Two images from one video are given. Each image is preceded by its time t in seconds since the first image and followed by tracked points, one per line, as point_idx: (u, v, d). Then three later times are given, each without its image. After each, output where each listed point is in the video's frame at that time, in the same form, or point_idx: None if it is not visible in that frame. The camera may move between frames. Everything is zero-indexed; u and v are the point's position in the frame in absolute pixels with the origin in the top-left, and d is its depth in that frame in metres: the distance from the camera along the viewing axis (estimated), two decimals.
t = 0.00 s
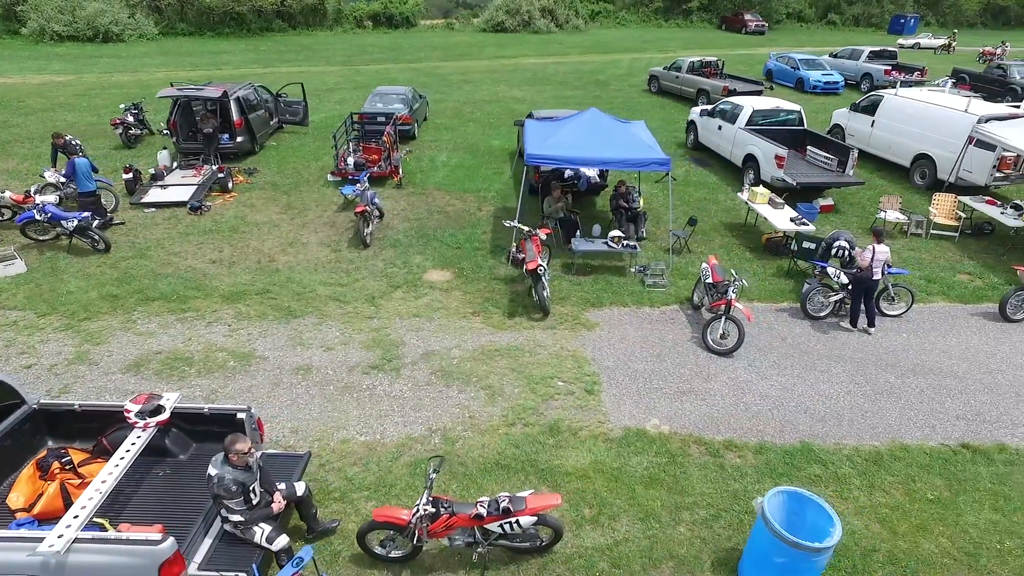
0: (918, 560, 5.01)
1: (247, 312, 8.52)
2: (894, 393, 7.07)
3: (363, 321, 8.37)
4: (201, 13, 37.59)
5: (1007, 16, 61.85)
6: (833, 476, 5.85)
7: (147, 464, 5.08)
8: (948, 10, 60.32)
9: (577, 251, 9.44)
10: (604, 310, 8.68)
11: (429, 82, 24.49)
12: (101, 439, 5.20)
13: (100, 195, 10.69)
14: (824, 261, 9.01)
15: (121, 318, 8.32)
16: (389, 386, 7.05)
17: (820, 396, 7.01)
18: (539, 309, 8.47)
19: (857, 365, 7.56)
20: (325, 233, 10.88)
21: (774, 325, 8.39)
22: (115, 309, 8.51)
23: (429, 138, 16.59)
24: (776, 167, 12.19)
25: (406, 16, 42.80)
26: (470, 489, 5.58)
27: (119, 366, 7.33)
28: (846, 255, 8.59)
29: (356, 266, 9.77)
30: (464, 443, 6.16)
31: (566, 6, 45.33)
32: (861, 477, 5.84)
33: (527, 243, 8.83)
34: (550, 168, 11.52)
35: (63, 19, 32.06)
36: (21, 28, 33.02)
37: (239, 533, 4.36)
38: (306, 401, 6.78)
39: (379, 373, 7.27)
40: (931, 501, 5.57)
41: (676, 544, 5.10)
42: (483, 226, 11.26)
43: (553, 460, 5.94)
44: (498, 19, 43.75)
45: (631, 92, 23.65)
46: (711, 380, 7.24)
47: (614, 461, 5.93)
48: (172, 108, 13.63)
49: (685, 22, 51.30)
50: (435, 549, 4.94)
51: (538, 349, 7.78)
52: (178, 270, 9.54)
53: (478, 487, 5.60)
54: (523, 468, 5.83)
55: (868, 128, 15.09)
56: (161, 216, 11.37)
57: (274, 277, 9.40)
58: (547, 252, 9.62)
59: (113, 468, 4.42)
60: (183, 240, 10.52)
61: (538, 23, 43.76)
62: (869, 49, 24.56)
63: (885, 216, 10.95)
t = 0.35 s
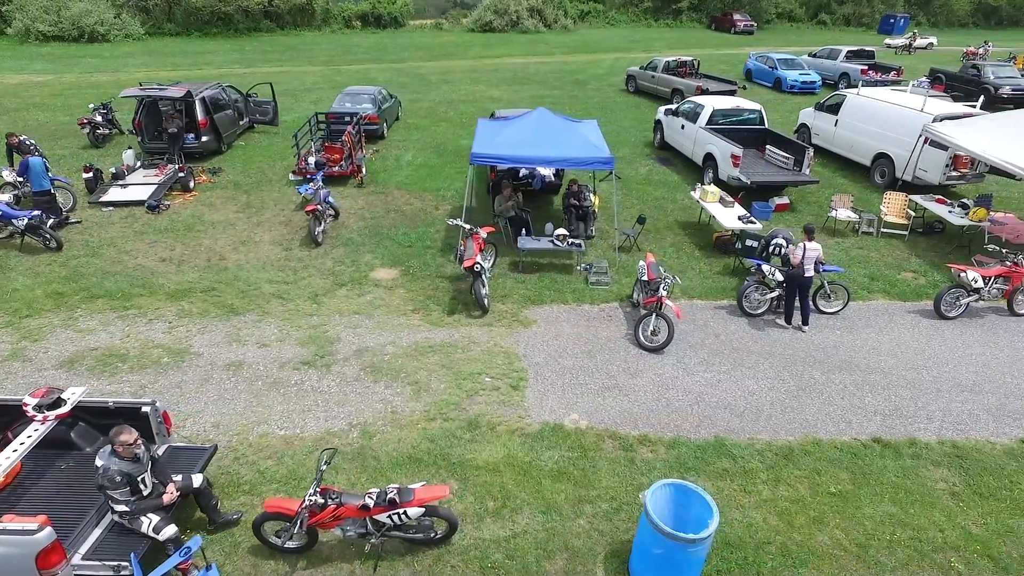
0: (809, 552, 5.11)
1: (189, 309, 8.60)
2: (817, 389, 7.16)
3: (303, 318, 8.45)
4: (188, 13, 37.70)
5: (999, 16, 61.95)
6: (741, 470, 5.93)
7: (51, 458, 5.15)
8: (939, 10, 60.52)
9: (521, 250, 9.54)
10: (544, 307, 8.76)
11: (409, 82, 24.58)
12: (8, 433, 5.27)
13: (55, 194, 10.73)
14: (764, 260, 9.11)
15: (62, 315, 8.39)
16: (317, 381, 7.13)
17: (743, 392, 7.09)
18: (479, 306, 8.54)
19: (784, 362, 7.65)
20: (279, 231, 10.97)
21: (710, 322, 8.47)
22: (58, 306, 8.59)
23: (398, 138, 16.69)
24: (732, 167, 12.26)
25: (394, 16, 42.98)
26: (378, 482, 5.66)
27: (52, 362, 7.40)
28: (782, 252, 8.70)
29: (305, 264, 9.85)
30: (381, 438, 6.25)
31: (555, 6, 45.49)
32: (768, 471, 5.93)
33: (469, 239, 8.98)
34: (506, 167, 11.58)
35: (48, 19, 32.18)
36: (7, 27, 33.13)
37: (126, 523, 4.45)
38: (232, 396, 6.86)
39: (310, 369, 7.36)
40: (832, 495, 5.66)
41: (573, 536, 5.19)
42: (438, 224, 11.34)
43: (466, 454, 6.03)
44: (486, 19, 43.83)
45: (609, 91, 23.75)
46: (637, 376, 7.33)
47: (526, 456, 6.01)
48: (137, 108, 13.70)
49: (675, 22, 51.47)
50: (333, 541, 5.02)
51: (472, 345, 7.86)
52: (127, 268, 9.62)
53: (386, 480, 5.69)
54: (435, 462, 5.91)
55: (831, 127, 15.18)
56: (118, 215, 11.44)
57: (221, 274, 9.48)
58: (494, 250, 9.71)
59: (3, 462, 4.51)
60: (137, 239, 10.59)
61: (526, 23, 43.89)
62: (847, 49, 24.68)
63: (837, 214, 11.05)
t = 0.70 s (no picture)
0: (701, 545, 5.20)
1: (131, 307, 8.69)
2: (740, 385, 7.25)
3: (243, 316, 8.54)
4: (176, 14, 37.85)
5: (991, 16, 62.06)
6: (649, 466, 6.02)
7: None
8: (930, 10, 60.66)
9: (467, 249, 9.65)
10: (483, 305, 8.85)
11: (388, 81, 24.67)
12: None
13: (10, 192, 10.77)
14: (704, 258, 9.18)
15: (4, 313, 8.48)
16: (246, 378, 7.22)
17: (665, 388, 7.19)
18: (418, 305, 8.64)
19: (712, 359, 7.74)
20: (234, 231, 11.07)
21: (646, 319, 8.56)
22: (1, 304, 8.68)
23: (368, 138, 16.80)
24: (688, 167, 12.36)
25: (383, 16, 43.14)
26: (287, 475, 5.75)
27: None
28: (717, 250, 8.76)
29: (253, 263, 9.94)
30: (299, 433, 6.34)
31: (543, 7, 45.65)
32: (676, 466, 6.02)
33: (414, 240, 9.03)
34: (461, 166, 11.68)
35: (34, 19, 32.32)
36: None
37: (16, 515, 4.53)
38: (159, 392, 6.94)
39: (241, 366, 7.45)
40: (734, 489, 5.75)
41: (471, 529, 5.27)
42: (392, 224, 11.45)
43: (379, 449, 6.12)
44: (475, 19, 43.94)
45: (586, 91, 23.86)
46: (564, 373, 7.42)
47: (438, 451, 6.11)
48: (102, 109, 13.87)
49: (665, 22, 51.64)
50: (232, 534, 5.11)
51: (405, 342, 7.96)
52: (76, 267, 9.70)
53: (296, 474, 5.77)
54: (347, 456, 6.00)
55: (795, 126, 15.28)
56: (75, 215, 11.54)
57: (169, 273, 9.58)
58: (440, 249, 9.81)
59: None
60: (90, 238, 10.68)
61: (515, 24, 44.04)
62: (824, 49, 24.80)
63: (786, 214, 11.18)
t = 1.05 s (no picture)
0: (594, 539, 5.29)
1: (71, 306, 8.75)
2: (662, 383, 7.34)
3: (181, 314, 8.61)
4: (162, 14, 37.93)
5: (983, 16, 62.09)
6: (556, 461, 6.10)
7: None
8: (921, 11, 60.76)
9: (412, 248, 9.75)
10: (422, 303, 8.93)
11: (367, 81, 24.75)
12: None
13: None
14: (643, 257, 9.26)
15: None
16: (173, 375, 7.29)
17: (588, 385, 7.27)
18: (357, 303, 8.71)
19: (639, 357, 7.83)
20: (187, 230, 11.14)
21: (581, 318, 8.64)
22: None
23: (336, 138, 16.88)
24: (643, 166, 12.44)
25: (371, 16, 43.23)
26: (195, 470, 5.82)
27: None
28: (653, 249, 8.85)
29: (200, 262, 10.01)
30: (216, 429, 6.41)
31: (532, 7, 45.75)
32: (583, 462, 6.10)
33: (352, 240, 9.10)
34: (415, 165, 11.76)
35: (18, 20, 32.41)
36: None
37: None
38: (84, 389, 7.00)
39: (171, 363, 7.52)
40: (635, 485, 5.83)
41: (369, 522, 5.35)
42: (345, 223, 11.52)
43: (292, 445, 6.19)
44: (463, 19, 44.00)
45: (563, 91, 23.95)
46: (490, 370, 7.50)
47: (350, 447, 6.18)
48: (66, 108, 13.90)
49: (654, 22, 51.74)
50: (130, 528, 5.18)
51: (338, 340, 8.03)
52: (23, 266, 9.78)
53: (205, 468, 5.84)
54: (258, 452, 6.07)
55: (758, 126, 15.36)
56: (31, 214, 11.61)
57: (115, 272, 9.65)
58: (385, 248, 9.90)
59: None
60: (42, 237, 10.75)
61: (503, 24, 44.13)
62: (801, 49, 24.89)
63: (735, 214, 11.26)
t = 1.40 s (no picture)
0: (486, 535, 5.34)
1: (8, 305, 8.79)
2: (583, 381, 7.40)
3: (117, 313, 8.65)
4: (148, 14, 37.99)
5: (974, 16, 62.13)
6: (462, 458, 6.15)
7: None
8: (913, 11, 60.78)
9: (355, 247, 9.81)
10: (359, 302, 8.98)
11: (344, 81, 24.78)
12: None
13: None
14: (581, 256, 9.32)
15: None
16: (97, 373, 7.33)
17: (509, 384, 7.33)
18: (294, 301, 8.74)
19: (566, 355, 7.89)
20: (137, 229, 11.19)
21: (515, 317, 8.70)
22: None
23: (303, 138, 16.93)
24: (597, 166, 12.50)
25: (358, 16, 43.29)
26: (99, 466, 5.85)
27: None
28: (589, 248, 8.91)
29: (145, 261, 10.06)
30: (129, 426, 6.45)
31: (520, 7, 45.84)
32: (489, 459, 6.16)
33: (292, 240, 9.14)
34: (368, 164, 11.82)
35: (2, 20, 32.47)
36: None
37: None
38: (5, 387, 7.04)
39: (97, 361, 7.56)
40: (536, 482, 5.89)
41: (263, 518, 5.39)
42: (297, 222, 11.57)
43: (202, 441, 6.24)
44: (450, 19, 44.05)
45: (540, 91, 24.00)
46: (414, 367, 7.56)
47: (260, 444, 6.22)
48: (28, 107, 13.89)
49: (644, 22, 51.83)
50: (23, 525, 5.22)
51: (268, 339, 8.08)
52: None
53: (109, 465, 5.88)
54: (166, 448, 6.11)
55: (721, 126, 15.40)
56: None
57: (58, 271, 9.69)
58: (329, 247, 9.97)
59: None
60: None
61: (490, 24, 44.15)
62: (779, 49, 24.93)
63: (684, 213, 11.32)
